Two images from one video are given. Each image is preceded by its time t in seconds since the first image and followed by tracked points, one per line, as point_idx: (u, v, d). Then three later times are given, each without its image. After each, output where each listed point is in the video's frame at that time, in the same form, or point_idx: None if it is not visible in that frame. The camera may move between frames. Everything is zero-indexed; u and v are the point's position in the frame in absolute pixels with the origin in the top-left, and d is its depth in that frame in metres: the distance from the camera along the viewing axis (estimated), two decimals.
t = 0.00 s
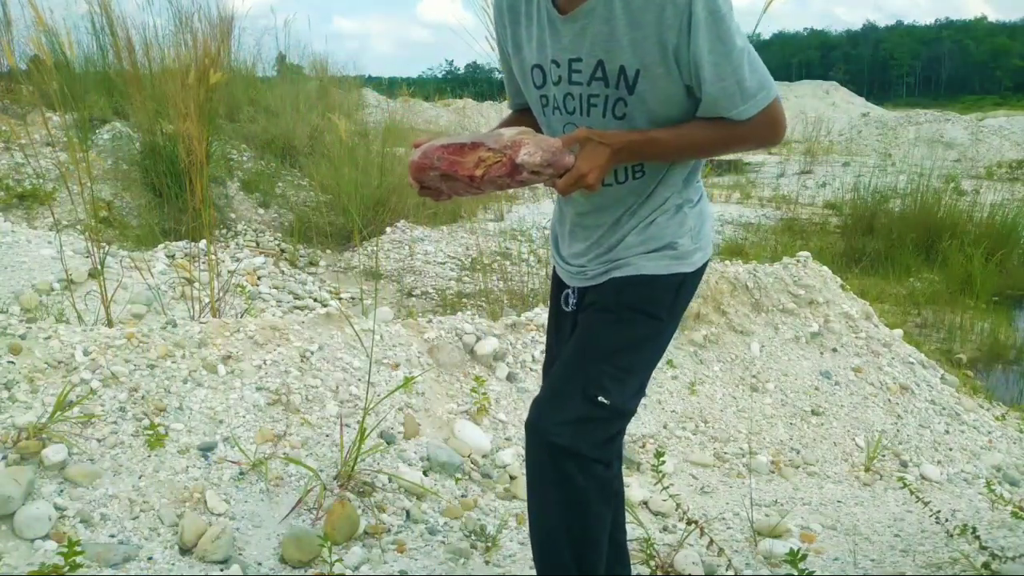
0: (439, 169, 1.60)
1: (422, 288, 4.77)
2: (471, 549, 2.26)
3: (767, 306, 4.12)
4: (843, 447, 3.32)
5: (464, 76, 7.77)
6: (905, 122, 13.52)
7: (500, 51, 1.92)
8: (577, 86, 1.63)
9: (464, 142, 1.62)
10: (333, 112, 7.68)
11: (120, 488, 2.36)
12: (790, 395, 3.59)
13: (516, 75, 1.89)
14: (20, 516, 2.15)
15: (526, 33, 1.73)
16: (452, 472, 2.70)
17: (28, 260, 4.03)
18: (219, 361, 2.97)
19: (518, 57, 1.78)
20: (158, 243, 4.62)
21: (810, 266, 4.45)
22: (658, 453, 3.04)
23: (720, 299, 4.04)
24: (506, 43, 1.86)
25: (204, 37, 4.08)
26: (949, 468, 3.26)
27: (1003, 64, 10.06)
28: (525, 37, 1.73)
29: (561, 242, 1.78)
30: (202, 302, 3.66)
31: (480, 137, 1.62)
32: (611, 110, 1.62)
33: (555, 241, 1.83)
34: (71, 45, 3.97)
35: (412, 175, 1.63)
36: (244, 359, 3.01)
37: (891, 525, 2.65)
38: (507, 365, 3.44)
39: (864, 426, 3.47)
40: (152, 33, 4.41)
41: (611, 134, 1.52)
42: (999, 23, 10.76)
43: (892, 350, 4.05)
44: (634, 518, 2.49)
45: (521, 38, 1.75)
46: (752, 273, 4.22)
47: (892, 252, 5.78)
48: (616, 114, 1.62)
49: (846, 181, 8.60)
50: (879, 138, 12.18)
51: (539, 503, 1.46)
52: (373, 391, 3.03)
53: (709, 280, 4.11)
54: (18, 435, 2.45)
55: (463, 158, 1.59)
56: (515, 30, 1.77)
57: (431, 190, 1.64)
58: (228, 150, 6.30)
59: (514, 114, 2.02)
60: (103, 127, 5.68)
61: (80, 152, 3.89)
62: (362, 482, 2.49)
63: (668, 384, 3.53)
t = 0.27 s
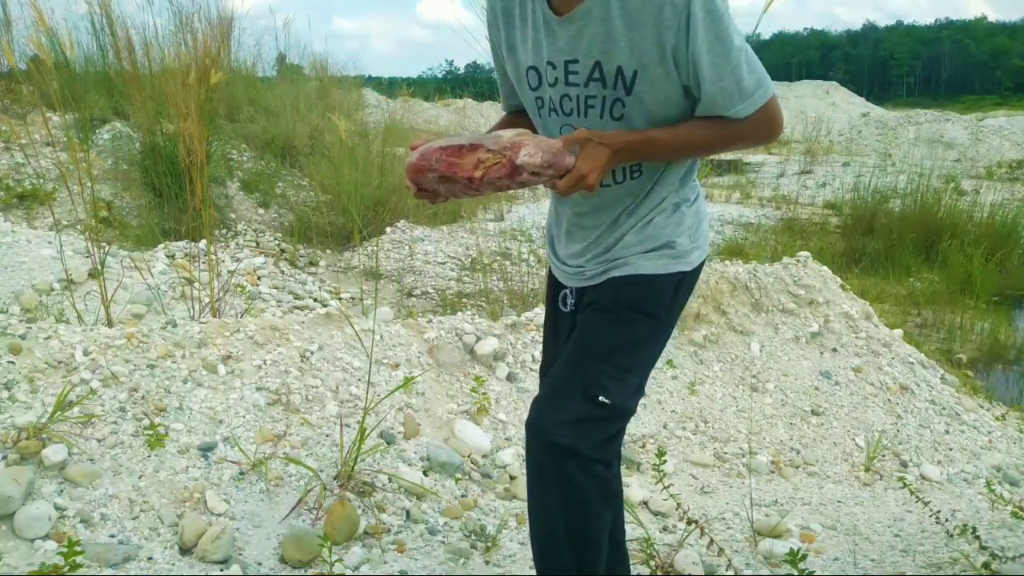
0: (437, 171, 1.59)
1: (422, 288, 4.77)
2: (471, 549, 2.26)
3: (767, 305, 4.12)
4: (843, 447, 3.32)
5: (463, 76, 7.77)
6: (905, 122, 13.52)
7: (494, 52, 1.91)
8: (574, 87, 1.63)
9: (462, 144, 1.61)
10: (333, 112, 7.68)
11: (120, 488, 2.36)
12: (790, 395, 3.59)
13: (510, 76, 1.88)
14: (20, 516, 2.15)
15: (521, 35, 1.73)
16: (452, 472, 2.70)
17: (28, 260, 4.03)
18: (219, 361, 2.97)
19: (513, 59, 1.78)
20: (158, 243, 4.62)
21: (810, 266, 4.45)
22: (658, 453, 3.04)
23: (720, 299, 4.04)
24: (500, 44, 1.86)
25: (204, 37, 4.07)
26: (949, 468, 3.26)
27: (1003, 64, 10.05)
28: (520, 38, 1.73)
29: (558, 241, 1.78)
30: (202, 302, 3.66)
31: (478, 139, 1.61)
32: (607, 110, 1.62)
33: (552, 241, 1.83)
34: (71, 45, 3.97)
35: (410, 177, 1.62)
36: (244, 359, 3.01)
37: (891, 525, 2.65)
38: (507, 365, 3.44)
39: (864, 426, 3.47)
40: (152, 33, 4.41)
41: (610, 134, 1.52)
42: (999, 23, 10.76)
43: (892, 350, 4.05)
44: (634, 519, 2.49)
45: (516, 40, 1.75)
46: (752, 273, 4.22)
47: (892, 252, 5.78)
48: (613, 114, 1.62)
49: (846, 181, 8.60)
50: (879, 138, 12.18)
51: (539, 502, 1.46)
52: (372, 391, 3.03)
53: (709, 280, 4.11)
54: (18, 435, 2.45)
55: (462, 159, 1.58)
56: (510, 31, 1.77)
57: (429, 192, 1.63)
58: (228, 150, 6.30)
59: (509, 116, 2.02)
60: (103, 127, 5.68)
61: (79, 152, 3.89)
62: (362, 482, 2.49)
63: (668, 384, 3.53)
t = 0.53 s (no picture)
0: (436, 178, 1.56)
1: (422, 288, 4.77)
2: (470, 549, 2.26)
3: (767, 306, 4.12)
4: (843, 447, 3.32)
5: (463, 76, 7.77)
6: (905, 122, 13.52)
7: (486, 54, 1.91)
8: (570, 89, 1.63)
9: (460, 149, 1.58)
10: (332, 112, 7.68)
11: (120, 488, 2.36)
12: (790, 395, 3.59)
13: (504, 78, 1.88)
14: (20, 516, 2.15)
15: (514, 37, 1.73)
16: (452, 471, 2.70)
17: (28, 260, 4.03)
18: (219, 361, 2.97)
19: (506, 61, 1.78)
20: (158, 243, 4.62)
21: (810, 266, 4.45)
22: (658, 453, 3.04)
23: (719, 299, 4.04)
24: (492, 47, 1.86)
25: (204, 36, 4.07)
26: (949, 468, 3.26)
27: (1003, 64, 10.05)
28: (514, 40, 1.73)
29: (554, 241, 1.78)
30: (202, 302, 3.66)
31: (475, 144, 1.58)
32: (605, 111, 1.62)
33: (548, 242, 1.83)
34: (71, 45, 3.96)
35: (409, 184, 1.59)
36: (244, 359, 3.01)
37: (891, 525, 2.65)
38: (507, 365, 3.44)
39: (864, 426, 3.47)
40: (152, 33, 4.41)
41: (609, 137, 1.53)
42: (999, 23, 10.76)
43: (892, 350, 4.05)
44: (634, 518, 2.49)
45: (509, 42, 1.74)
46: (752, 273, 4.22)
47: (892, 252, 5.78)
48: (611, 114, 1.62)
49: (846, 181, 8.60)
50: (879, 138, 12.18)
51: (539, 503, 1.46)
52: (373, 391, 3.03)
53: (709, 280, 4.11)
54: (18, 435, 2.45)
55: (460, 165, 1.55)
56: (503, 33, 1.76)
57: (429, 199, 1.61)
58: (228, 150, 6.30)
59: (503, 117, 2.01)
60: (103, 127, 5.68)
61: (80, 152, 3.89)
62: (362, 482, 2.49)
63: (668, 384, 3.53)
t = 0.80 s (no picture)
0: (441, 180, 1.52)
1: (422, 288, 4.77)
2: (470, 549, 2.26)
3: (767, 306, 4.12)
4: (843, 447, 3.32)
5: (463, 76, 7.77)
6: (905, 122, 13.53)
7: (483, 54, 1.90)
8: (571, 88, 1.63)
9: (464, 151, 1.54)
10: (333, 112, 7.68)
11: (120, 488, 2.36)
12: (790, 395, 3.59)
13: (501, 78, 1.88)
14: (20, 516, 2.15)
15: (513, 36, 1.73)
16: (452, 472, 2.70)
17: (28, 260, 4.03)
18: (219, 361, 2.97)
19: (505, 60, 1.77)
20: (158, 243, 4.62)
21: (810, 266, 4.45)
22: (658, 453, 3.04)
23: (719, 299, 4.04)
24: (490, 47, 1.85)
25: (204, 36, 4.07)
26: (949, 468, 3.26)
27: (1003, 64, 10.06)
28: (513, 39, 1.72)
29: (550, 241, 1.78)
30: (202, 302, 3.66)
31: (479, 145, 1.55)
32: (605, 110, 1.62)
33: (545, 242, 1.82)
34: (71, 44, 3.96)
35: (411, 187, 1.54)
36: (244, 359, 3.01)
37: (891, 525, 2.65)
38: (507, 365, 3.44)
39: (864, 426, 3.47)
40: (152, 33, 4.41)
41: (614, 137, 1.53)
42: (999, 23, 10.76)
43: (892, 350, 4.05)
44: (634, 518, 2.48)
45: (508, 41, 1.74)
46: (752, 273, 4.22)
47: (892, 252, 5.79)
48: (611, 113, 1.62)
49: (846, 181, 8.60)
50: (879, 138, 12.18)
51: (539, 503, 1.46)
52: (373, 391, 3.03)
53: (709, 280, 4.11)
54: (18, 435, 2.45)
55: (466, 167, 1.52)
56: (502, 33, 1.76)
57: (432, 202, 1.57)
58: (228, 150, 6.31)
59: (500, 118, 2.00)
60: (103, 127, 5.68)
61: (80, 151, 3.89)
62: (362, 482, 2.49)
63: (668, 384, 3.53)
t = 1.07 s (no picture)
0: (447, 182, 1.56)
1: (422, 288, 4.77)
2: (470, 549, 2.26)
3: (768, 306, 4.12)
4: (843, 447, 3.32)
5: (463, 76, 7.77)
6: (905, 122, 13.53)
7: (484, 54, 1.89)
8: (575, 88, 1.63)
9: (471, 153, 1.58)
10: (332, 112, 7.68)
11: (120, 488, 2.36)
12: (790, 395, 3.59)
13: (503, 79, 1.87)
14: (20, 516, 2.15)
15: (516, 36, 1.72)
16: (452, 472, 2.70)
17: (28, 260, 4.03)
18: (219, 361, 2.97)
19: (507, 61, 1.77)
20: (158, 243, 4.62)
21: (810, 266, 4.45)
22: (658, 453, 3.04)
23: (719, 299, 4.04)
24: (491, 48, 1.85)
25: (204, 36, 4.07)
26: (949, 468, 3.26)
27: (1003, 64, 10.05)
28: (516, 40, 1.72)
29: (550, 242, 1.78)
30: (202, 302, 3.66)
31: (487, 147, 1.58)
32: (609, 110, 1.62)
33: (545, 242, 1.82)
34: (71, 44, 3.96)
35: (418, 188, 1.59)
36: (244, 359, 3.01)
37: (891, 525, 2.65)
38: (507, 365, 3.44)
39: (864, 426, 3.47)
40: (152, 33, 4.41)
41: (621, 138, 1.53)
42: (999, 23, 10.75)
43: (892, 350, 4.05)
44: (634, 518, 2.48)
45: (511, 41, 1.74)
46: (752, 273, 4.22)
47: (892, 252, 5.78)
48: (614, 114, 1.63)
49: (846, 181, 8.60)
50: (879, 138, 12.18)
51: (543, 503, 1.46)
52: (372, 391, 3.03)
53: (709, 280, 4.10)
54: (18, 435, 2.45)
55: (473, 169, 1.55)
56: (504, 33, 1.76)
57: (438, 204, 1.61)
58: (228, 150, 6.31)
59: (500, 119, 2.00)
60: (103, 127, 5.68)
61: (79, 151, 3.89)
62: (362, 483, 2.49)
63: (668, 384, 3.53)
